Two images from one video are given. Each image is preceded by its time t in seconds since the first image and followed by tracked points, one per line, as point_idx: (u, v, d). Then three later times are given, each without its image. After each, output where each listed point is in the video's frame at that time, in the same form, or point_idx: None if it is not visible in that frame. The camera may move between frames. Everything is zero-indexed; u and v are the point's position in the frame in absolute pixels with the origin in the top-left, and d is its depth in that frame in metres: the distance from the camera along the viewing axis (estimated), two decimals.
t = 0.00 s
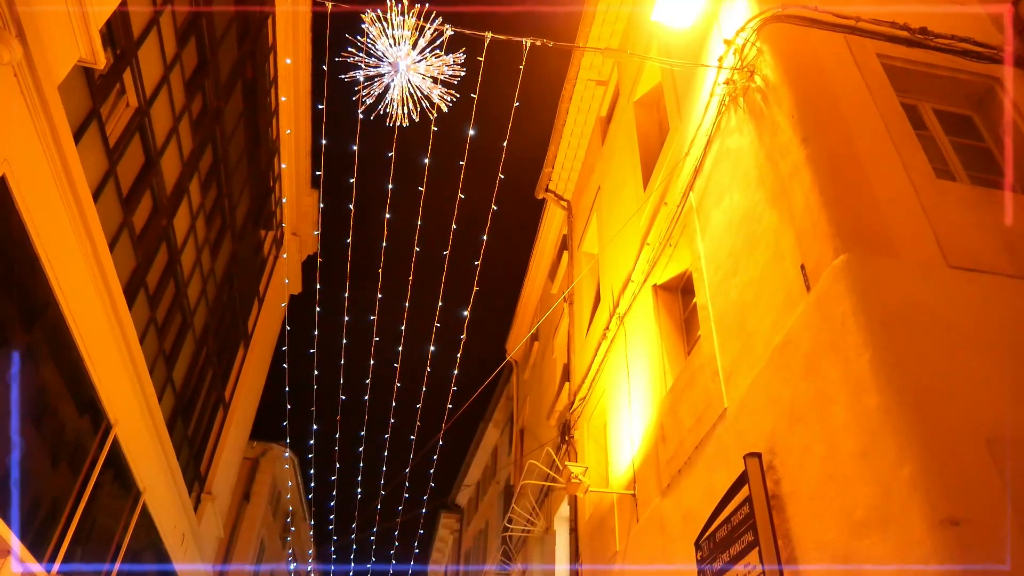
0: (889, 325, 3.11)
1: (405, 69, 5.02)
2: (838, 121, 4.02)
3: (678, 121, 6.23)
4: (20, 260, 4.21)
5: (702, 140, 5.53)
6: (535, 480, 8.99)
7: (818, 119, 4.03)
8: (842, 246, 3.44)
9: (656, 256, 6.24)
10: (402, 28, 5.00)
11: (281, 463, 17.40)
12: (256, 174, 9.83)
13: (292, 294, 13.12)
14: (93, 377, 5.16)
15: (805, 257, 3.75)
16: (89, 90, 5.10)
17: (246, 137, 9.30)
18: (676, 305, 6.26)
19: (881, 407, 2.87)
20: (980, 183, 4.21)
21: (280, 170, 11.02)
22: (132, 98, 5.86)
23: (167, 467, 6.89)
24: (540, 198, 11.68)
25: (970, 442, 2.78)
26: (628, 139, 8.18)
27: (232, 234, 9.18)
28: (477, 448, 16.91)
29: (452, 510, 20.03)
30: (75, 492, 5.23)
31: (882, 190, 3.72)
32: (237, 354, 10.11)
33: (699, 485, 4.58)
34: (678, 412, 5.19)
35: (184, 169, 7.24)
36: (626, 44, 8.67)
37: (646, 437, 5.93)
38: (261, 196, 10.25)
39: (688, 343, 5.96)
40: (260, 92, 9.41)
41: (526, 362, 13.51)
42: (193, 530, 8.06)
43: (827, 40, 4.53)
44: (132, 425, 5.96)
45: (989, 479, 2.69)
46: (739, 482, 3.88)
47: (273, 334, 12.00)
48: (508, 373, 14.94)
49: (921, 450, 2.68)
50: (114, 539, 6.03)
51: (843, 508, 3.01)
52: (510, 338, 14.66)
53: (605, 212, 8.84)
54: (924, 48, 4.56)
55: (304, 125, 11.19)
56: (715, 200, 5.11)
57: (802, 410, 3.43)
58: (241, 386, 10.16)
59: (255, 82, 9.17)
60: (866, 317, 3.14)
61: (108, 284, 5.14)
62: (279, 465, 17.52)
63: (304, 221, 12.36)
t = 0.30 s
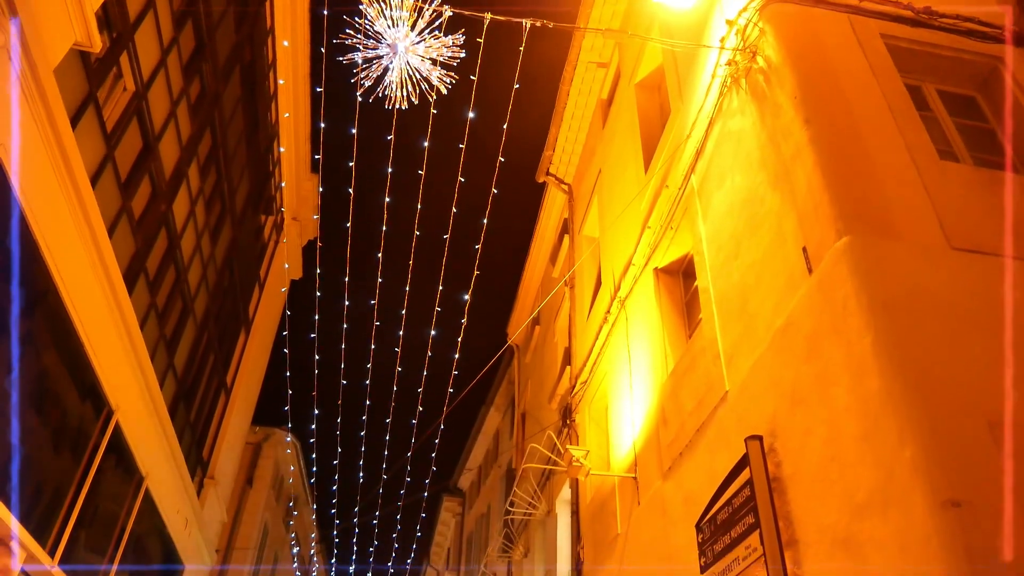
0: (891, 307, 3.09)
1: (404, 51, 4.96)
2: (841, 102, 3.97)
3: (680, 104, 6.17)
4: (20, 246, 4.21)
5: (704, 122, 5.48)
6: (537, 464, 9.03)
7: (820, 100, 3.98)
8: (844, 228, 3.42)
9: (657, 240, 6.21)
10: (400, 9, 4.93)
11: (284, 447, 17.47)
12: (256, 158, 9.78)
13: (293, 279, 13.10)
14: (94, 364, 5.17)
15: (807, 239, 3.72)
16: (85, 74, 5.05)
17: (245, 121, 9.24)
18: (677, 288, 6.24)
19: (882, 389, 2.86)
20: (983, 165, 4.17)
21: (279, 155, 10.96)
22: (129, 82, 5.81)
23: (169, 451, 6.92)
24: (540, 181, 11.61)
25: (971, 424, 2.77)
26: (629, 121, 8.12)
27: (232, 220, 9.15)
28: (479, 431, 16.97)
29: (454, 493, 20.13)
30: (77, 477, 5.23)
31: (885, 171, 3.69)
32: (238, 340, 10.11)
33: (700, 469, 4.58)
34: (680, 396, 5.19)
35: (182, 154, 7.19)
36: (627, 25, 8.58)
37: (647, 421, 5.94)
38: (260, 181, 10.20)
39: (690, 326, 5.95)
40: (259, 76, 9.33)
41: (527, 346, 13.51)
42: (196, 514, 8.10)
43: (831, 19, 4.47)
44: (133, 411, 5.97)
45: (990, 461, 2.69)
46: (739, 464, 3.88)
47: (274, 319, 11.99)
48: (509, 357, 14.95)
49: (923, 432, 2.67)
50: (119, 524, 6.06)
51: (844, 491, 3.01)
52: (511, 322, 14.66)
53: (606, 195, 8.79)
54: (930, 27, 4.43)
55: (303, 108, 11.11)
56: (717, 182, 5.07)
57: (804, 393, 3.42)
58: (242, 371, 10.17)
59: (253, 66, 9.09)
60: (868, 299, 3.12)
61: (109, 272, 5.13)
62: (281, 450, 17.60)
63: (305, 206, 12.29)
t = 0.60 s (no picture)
0: (891, 293, 3.08)
1: (400, 37, 4.92)
2: (841, 86, 3.94)
3: (678, 89, 6.13)
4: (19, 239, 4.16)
5: (702, 108, 5.44)
6: (536, 451, 9.06)
7: (819, 84, 3.95)
8: (844, 214, 3.40)
9: (656, 226, 6.20)
10: None
11: (284, 436, 17.51)
12: (253, 147, 9.73)
13: (291, 268, 13.08)
14: (93, 353, 5.16)
15: (806, 225, 3.70)
16: (79, 62, 5.00)
17: (241, 109, 9.17)
18: (676, 275, 6.23)
19: (882, 375, 2.86)
20: (983, 150, 4.14)
21: (276, 143, 10.90)
22: (124, 70, 5.76)
23: (169, 440, 6.94)
24: (539, 168, 11.56)
25: (971, 409, 2.77)
26: (627, 108, 8.07)
27: (230, 208, 9.11)
28: (479, 419, 17.01)
29: (454, 481, 20.23)
30: (78, 466, 5.21)
31: (884, 156, 3.67)
32: (237, 329, 10.11)
33: (699, 455, 4.60)
34: (679, 382, 5.20)
35: (179, 142, 7.15)
36: (625, 11, 8.52)
37: (645, 408, 5.96)
38: (258, 170, 10.16)
39: (688, 313, 5.95)
40: (255, 63, 9.25)
41: (526, 333, 13.51)
42: (197, 503, 8.14)
43: (830, 3, 4.43)
44: (132, 399, 5.97)
45: (989, 447, 2.68)
46: (739, 451, 3.89)
47: (272, 308, 11.97)
48: (508, 345, 14.96)
49: (923, 418, 2.67)
50: (121, 512, 6.06)
51: (844, 477, 3.02)
52: (510, 310, 14.66)
53: (605, 182, 8.76)
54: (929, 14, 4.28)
55: (300, 96, 11.04)
56: (716, 168, 5.04)
57: (803, 379, 3.42)
58: (241, 360, 10.17)
59: (249, 53, 9.02)
60: (867, 285, 3.11)
61: (105, 259, 5.11)
62: (281, 438, 17.64)
63: (302, 194, 12.23)
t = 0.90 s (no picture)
0: (892, 278, 3.06)
1: (398, 22, 4.87)
2: (843, 70, 3.91)
3: (678, 74, 6.08)
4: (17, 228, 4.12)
5: (703, 93, 5.40)
6: (537, 438, 9.08)
7: (820, 68, 3.92)
8: (845, 199, 3.38)
9: (656, 213, 6.18)
10: None
11: (285, 424, 17.56)
12: (251, 134, 9.68)
13: (291, 256, 13.05)
14: (93, 342, 5.14)
15: (807, 211, 3.68)
16: (75, 50, 4.96)
17: (239, 97, 9.11)
18: (676, 261, 6.21)
19: (882, 360, 2.85)
20: (986, 133, 4.11)
21: (274, 131, 10.84)
22: (121, 57, 5.72)
23: (170, 428, 6.95)
24: (539, 155, 11.51)
25: (972, 394, 2.76)
26: (627, 93, 8.01)
27: (229, 197, 9.08)
28: (480, 406, 17.05)
29: (455, 468, 20.31)
30: (79, 455, 5.21)
31: (885, 141, 3.64)
32: (237, 317, 10.11)
33: (699, 442, 4.61)
34: (679, 369, 5.20)
35: (176, 130, 7.11)
36: None
37: (646, 395, 5.97)
38: (256, 158, 10.11)
39: (689, 300, 5.94)
40: (253, 50, 9.18)
41: (526, 320, 13.51)
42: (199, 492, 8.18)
43: None
44: (133, 388, 5.98)
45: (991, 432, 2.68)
46: (739, 437, 3.90)
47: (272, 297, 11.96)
48: (509, 332, 14.97)
49: (924, 403, 2.67)
50: (123, 499, 6.07)
51: (844, 463, 3.02)
52: (510, 298, 14.66)
53: (604, 168, 8.72)
54: None
55: (298, 83, 10.97)
56: (716, 153, 5.01)
57: (803, 365, 3.42)
58: (242, 349, 10.17)
59: (247, 40, 8.95)
60: (868, 270, 3.09)
61: (103, 247, 5.08)
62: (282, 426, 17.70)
63: (302, 182, 12.19)
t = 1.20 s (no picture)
0: (892, 263, 3.05)
1: (394, 10, 4.82)
2: (843, 54, 3.87)
3: (677, 60, 6.04)
4: (15, 220, 4.09)
5: (702, 79, 5.36)
6: (538, 426, 9.11)
7: (821, 53, 3.88)
8: (846, 184, 3.36)
9: (655, 200, 6.16)
10: None
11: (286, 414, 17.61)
12: (249, 124, 9.63)
13: (290, 246, 13.03)
14: (92, 333, 5.14)
15: (807, 197, 3.66)
16: (71, 40, 4.92)
17: (237, 86, 9.06)
18: (676, 249, 6.20)
19: (883, 346, 2.85)
20: (987, 117, 4.08)
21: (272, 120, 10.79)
22: (117, 47, 5.68)
23: (171, 419, 6.97)
24: (538, 143, 11.46)
25: (973, 379, 2.75)
26: (626, 80, 7.97)
27: (228, 187, 9.05)
28: (481, 396, 17.08)
29: (457, 457, 20.38)
30: (81, 446, 5.21)
31: (886, 126, 3.62)
32: (238, 308, 10.11)
33: (700, 428, 4.61)
34: (679, 356, 5.20)
35: (174, 121, 7.07)
36: None
37: (646, 383, 5.97)
38: (254, 148, 10.07)
39: (689, 287, 5.93)
40: (250, 39, 9.12)
41: (526, 309, 13.51)
42: (201, 482, 8.21)
43: None
44: (134, 379, 6.00)
45: (992, 417, 2.67)
46: (739, 424, 3.90)
47: (272, 288, 11.95)
48: (509, 321, 14.97)
49: (924, 389, 2.66)
50: (126, 488, 6.10)
51: (844, 449, 3.02)
52: (511, 287, 14.64)
53: (604, 156, 8.68)
54: None
55: (295, 73, 10.91)
56: (715, 140, 4.99)
57: (803, 351, 3.42)
58: (242, 340, 10.18)
59: (243, 29, 8.88)
60: (868, 256, 3.08)
61: (101, 238, 5.07)
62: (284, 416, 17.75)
63: (301, 171, 12.15)
